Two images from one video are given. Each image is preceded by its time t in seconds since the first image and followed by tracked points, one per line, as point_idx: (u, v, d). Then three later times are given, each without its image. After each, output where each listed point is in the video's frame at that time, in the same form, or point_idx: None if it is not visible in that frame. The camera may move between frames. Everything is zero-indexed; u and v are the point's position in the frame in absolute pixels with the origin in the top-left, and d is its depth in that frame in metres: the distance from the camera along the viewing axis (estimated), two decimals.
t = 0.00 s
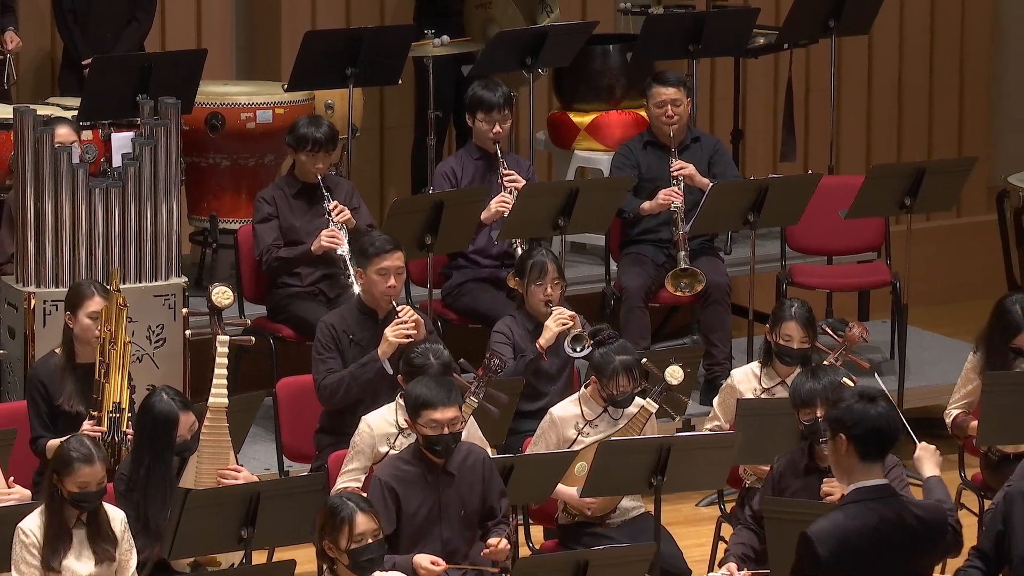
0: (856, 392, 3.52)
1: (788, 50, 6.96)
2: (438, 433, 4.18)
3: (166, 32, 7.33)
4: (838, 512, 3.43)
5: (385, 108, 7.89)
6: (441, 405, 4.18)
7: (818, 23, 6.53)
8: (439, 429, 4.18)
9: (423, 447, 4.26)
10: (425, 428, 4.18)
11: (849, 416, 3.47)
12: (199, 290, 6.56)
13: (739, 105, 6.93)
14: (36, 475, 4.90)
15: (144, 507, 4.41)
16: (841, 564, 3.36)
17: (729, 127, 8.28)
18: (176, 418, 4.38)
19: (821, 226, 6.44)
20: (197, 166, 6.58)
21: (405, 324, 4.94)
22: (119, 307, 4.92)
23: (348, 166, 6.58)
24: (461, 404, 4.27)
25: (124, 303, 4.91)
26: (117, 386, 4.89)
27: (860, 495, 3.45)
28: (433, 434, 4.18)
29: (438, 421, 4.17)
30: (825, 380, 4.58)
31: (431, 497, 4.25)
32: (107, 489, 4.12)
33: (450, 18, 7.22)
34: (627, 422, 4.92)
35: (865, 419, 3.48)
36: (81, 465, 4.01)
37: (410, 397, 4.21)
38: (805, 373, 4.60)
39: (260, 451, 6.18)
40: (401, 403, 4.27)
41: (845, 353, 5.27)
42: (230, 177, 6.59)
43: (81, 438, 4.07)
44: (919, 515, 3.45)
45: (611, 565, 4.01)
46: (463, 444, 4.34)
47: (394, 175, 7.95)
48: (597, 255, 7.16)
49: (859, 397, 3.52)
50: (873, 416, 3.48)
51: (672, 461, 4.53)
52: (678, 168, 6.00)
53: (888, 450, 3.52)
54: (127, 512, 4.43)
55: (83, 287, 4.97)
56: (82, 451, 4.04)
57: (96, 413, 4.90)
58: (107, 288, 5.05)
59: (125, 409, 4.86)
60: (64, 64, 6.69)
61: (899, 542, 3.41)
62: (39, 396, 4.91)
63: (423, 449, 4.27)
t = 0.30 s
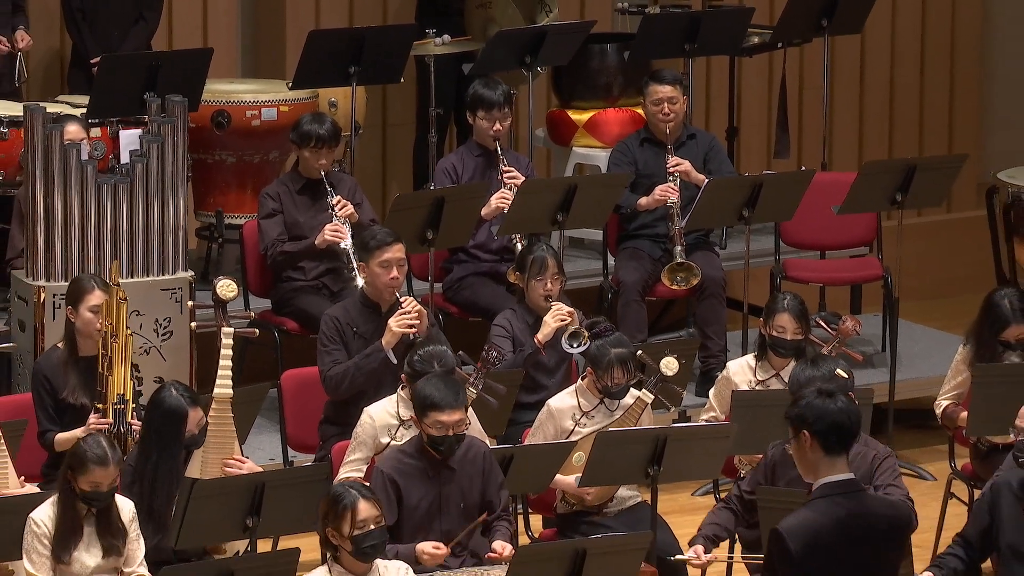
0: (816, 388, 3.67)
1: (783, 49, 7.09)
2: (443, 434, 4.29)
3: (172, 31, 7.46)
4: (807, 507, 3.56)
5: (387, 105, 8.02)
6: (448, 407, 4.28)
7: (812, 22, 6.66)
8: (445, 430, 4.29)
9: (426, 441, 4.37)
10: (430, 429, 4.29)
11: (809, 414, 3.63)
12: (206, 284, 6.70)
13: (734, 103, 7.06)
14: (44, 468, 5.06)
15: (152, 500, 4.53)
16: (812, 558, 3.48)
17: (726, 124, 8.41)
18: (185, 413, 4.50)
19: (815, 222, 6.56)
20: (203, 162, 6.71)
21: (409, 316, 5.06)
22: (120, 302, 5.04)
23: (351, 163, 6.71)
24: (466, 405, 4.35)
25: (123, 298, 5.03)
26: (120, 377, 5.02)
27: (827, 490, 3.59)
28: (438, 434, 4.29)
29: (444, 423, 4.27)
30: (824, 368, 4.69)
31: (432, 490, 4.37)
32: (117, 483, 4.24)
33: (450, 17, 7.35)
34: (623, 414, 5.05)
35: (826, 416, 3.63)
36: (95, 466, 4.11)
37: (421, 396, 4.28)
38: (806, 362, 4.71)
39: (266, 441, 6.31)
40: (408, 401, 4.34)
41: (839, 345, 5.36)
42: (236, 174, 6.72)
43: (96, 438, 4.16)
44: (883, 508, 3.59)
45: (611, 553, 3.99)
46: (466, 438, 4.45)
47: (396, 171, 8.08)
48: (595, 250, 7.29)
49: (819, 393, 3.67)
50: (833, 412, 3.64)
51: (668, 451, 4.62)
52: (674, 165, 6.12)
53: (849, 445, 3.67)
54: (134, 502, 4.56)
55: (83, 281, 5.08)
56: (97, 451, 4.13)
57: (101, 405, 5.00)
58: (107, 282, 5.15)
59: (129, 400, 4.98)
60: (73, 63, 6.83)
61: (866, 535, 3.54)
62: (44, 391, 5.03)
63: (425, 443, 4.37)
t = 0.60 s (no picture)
0: (800, 386, 3.80)
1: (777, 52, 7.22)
2: (446, 429, 4.43)
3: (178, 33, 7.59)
4: (788, 504, 3.66)
5: (389, 106, 8.15)
6: (452, 402, 4.39)
7: (805, 25, 6.79)
8: (448, 425, 4.42)
9: (428, 435, 4.50)
10: (434, 422, 4.41)
11: (791, 411, 3.75)
12: (212, 282, 6.83)
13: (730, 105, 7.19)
14: (52, 463, 5.20)
15: (164, 492, 4.65)
16: (795, 554, 3.58)
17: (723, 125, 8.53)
18: (192, 408, 4.63)
19: (809, 222, 6.69)
20: (209, 163, 6.84)
21: (410, 313, 5.18)
22: (118, 299, 5.09)
23: (354, 163, 6.83)
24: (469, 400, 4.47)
25: (121, 296, 5.09)
26: (121, 372, 5.09)
27: (809, 487, 3.69)
28: (441, 428, 4.42)
29: (447, 417, 4.40)
30: (826, 363, 4.82)
31: (434, 483, 4.49)
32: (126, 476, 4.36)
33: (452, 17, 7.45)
34: (620, 409, 5.17)
35: (808, 414, 3.75)
36: (104, 457, 4.23)
37: (425, 391, 4.40)
38: (808, 357, 4.84)
39: (270, 436, 6.44)
40: (412, 396, 4.47)
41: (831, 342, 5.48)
42: (241, 174, 6.84)
43: (104, 431, 4.28)
44: (863, 503, 3.70)
45: (606, 545, 4.07)
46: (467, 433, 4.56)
47: (398, 170, 8.21)
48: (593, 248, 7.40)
49: (803, 392, 3.80)
50: (816, 410, 3.76)
51: (665, 446, 4.72)
52: (670, 166, 6.24)
53: (832, 441, 3.79)
54: (141, 493, 4.68)
55: (81, 280, 5.23)
56: (105, 443, 4.25)
57: (104, 401, 5.11)
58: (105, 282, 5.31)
59: (132, 396, 5.08)
60: (81, 65, 6.96)
61: (847, 530, 3.65)
62: (50, 389, 5.19)
63: (427, 438, 4.50)
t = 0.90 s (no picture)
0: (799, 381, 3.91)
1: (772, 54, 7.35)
2: (445, 411, 4.54)
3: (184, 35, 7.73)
4: (792, 496, 3.79)
5: (392, 107, 8.28)
6: (449, 385, 4.55)
7: (799, 27, 6.93)
8: (447, 408, 4.54)
9: (429, 427, 4.63)
10: (433, 407, 4.54)
11: (790, 405, 3.87)
12: (218, 279, 6.96)
13: (725, 105, 7.32)
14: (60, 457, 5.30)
15: (171, 486, 4.78)
16: (798, 545, 3.71)
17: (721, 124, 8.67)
18: (201, 402, 4.77)
19: (802, 220, 6.82)
20: (215, 162, 6.98)
21: (412, 309, 5.33)
22: (117, 296, 5.29)
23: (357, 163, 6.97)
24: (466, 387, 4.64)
25: (120, 292, 5.29)
26: (123, 368, 5.27)
27: (808, 480, 3.82)
28: (440, 412, 4.54)
29: (446, 400, 4.53)
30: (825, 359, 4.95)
31: (436, 474, 4.62)
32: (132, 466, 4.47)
33: (454, 21, 7.59)
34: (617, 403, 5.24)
35: (807, 407, 3.87)
36: (109, 442, 4.33)
37: (421, 377, 4.57)
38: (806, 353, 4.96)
39: (275, 430, 6.57)
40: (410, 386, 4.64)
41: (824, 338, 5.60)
42: (247, 173, 6.97)
43: (109, 418, 4.40)
44: (862, 492, 3.82)
45: (603, 537, 4.17)
46: (466, 424, 4.69)
47: (400, 170, 8.34)
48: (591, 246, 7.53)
49: (802, 386, 3.91)
50: (813, 404, 3.87)
51: (661, 439, 4.82)
52: (666, 164, 6.38)
53: (830, 435, 3.91)
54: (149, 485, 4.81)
55: (82, 278, 5.38)
56: (110, 430, 4.36)
57: (108, 397, 5.27)
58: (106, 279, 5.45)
59: (135, 391, 5.25)
60: (89, 67, 7.10)
61: (845, 518, 3.78)
62: (56, 386, 5.32)
63: (429, 430, 4.63)
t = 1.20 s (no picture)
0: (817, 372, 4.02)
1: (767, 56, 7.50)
2: (447, 408, 4.68)
3: (191, 38, 7.87)
4: (815, 484, 3.93)
5: (395, 107, 8.42)
6: (452, 383, 4.69)
7: (793, 30, 7.07)
8: (449, 405, 4.67)
9: (431, 421, 4.77)
10: (436, 404, 4.68)
11: (809, 393, 4.00)
12: (224, 277, 7.10)
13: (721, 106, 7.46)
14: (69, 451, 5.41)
15: (179, 479, 4.90)
16: (818, 531, 3.87)
17: (719, 124, 8.81)
18: (208, 399, 4.88)
19: (796, 219, 6.96)
20: (221, 162, 7.11)
21: (415, 306, 5.46)
22: (120, 294, 5.45)
23: (359, 162, 7.11)
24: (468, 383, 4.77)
25: (123, 290, 5.45)
26: (127, 364, 5.44)
27: (828, 468, 3.96)
28: (442, 410, 4.68)
29: (449, 397, 4.67)
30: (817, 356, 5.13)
31: (437, 467, 4.77)
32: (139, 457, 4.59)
33: (455, 24, 7.72)
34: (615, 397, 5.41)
35: (824, 396, 4.00)
36: (112, 425, 4.49)
37: (425, 374, 4.70)
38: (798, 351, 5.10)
39: (280, 423, 6.72)
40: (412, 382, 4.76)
41: (817, 334, 5.73)
42: (252, 172, 7.11)
43: (111, 406, 4.53)
44: (880, 482, 3.97)
45: (602, 529, 4.30)
46: (467, 420, 4.84)
47: (403, 170, 8.48)
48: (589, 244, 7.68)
49: (820, 376, 4.02)
50: (833, 394, 3.99)
51: (659, 433, 4.93)
52: (663, 164, 6.52)
53: (848, 425, 4.04)
54: (157, 479, 4.93)
55: (83, 278, 5.51)
56: (113, 417, 4.51)
57: (112, 391, 5.45)
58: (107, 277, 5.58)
59: (139, 385, 5.44)
60: (97, 69, 7.24)
61: (864, 507, 3.93)
62: (65, 382, 5.44)
63: (430, 424, 4.77)
